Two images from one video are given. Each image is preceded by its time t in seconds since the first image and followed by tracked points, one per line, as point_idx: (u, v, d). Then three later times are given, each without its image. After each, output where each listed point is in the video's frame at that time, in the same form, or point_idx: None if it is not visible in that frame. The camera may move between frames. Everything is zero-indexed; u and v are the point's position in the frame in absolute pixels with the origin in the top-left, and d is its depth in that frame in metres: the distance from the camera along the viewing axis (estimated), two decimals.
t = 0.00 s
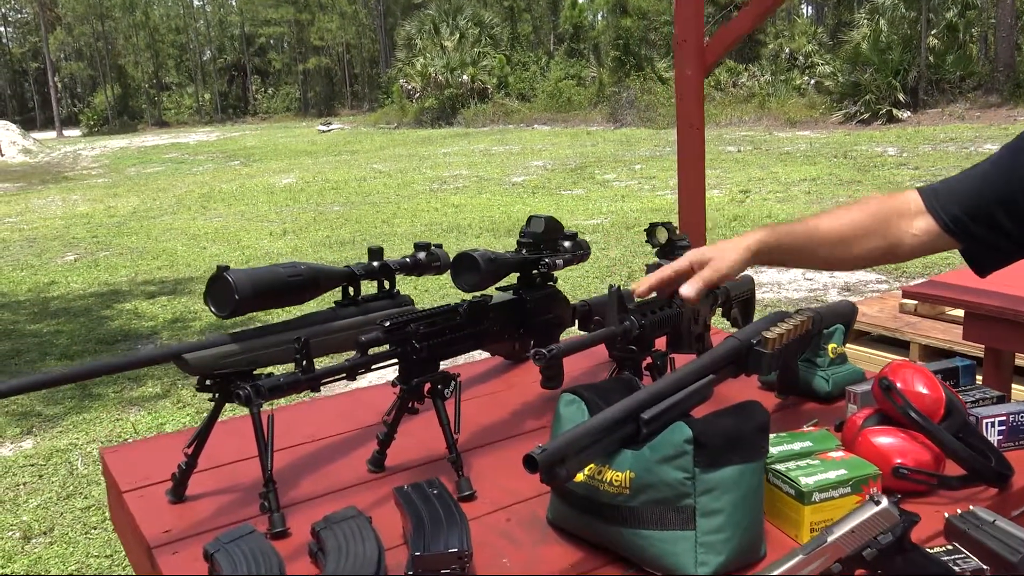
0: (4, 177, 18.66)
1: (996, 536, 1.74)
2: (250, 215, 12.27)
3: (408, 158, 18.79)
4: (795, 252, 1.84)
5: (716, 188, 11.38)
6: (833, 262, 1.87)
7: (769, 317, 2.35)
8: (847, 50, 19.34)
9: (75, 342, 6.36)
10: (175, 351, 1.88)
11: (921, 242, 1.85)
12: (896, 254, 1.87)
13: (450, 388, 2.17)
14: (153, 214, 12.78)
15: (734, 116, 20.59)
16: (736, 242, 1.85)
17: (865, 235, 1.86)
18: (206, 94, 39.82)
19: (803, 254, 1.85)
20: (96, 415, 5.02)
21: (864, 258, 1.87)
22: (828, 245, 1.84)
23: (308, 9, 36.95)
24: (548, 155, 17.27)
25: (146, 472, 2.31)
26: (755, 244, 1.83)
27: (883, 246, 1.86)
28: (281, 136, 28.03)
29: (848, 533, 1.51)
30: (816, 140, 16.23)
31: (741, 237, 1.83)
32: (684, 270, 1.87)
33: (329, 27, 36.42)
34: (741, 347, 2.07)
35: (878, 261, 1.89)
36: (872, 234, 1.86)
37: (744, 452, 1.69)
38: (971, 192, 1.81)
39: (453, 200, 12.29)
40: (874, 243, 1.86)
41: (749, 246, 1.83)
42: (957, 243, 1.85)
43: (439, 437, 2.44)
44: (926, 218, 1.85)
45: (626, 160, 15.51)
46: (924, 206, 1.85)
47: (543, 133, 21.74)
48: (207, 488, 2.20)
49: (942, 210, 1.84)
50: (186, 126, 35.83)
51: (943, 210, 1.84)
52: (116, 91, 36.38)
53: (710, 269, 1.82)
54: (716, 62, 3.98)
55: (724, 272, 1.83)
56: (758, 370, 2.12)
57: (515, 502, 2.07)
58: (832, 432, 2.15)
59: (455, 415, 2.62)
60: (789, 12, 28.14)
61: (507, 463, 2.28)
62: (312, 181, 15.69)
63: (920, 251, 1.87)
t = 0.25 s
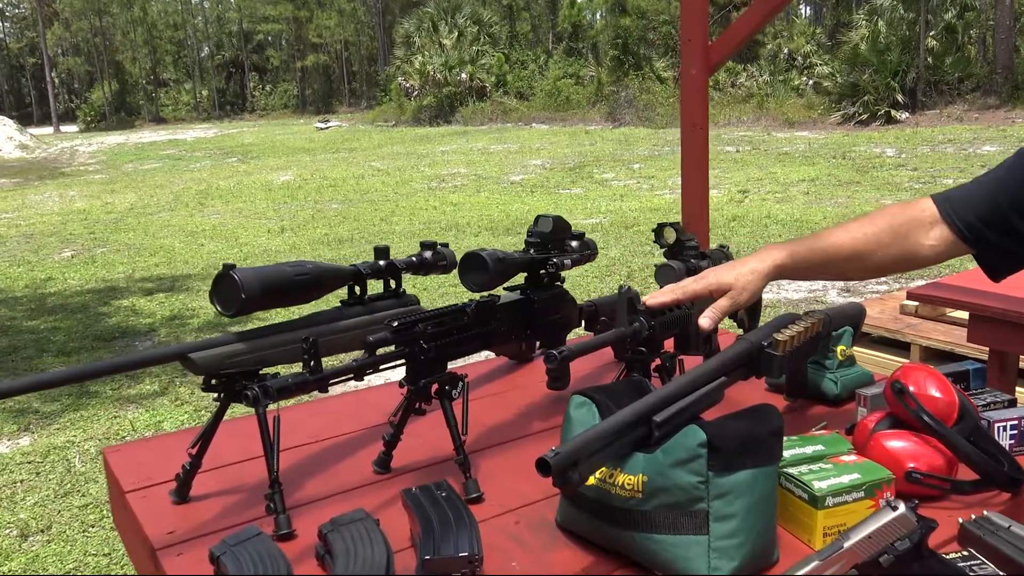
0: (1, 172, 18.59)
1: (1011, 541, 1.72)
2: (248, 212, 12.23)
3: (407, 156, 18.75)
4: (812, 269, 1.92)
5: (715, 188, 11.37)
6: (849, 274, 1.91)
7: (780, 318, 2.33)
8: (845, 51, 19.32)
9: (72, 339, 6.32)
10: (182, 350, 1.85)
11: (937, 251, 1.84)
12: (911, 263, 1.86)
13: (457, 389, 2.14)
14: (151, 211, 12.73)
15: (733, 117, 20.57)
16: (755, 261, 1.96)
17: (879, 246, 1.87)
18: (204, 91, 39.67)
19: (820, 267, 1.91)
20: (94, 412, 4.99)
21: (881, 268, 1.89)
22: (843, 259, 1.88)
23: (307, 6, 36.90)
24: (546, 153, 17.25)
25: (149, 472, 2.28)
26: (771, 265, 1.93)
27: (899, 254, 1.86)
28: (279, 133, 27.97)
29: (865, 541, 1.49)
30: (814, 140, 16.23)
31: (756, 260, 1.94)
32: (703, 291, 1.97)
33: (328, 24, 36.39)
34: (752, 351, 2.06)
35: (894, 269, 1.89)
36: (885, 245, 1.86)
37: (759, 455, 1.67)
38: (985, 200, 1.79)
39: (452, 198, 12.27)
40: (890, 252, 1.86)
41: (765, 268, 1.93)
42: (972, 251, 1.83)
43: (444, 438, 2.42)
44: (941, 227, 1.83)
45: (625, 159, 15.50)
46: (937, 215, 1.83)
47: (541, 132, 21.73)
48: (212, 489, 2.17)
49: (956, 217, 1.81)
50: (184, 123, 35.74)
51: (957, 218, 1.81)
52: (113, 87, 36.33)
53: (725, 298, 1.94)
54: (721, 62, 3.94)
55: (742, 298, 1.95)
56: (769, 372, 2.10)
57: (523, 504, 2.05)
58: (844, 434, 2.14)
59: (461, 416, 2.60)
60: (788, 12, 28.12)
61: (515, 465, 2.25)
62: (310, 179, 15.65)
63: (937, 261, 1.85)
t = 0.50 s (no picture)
0: None
1: None
2: (245, 211, 12.19)
3: (404, 155, 18.71)
4: (818, 261, 1.87)
5: (712, 188, 11.36)
6: (854, 270, 1.88)
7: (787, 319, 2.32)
8: (842, 52, 19.31)
9: (68, 338, 6.28)
10: (187, 350, 1.83)
11: (944, 251, 1.83)
12: (918, 260, 1.86)
13: (464, 390, 2.12)
14: (146, 209, 12.68)
15: (729, 117, 20.56)
16: (759, 255, 1.89)
17: (887, 242, 1.85)
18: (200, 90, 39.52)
19: (827, 262, 1.88)
20: (91, 412, 4.95)
21: (886, 265, 1.88)
22: (849, 255, 1.86)
23: (303, 4, 36.82)
24: (543, 153, 17.24)
25: (151, 473, 2.26)
26: (775, 261, 1.87)
27: (906, 251, 1.85)
28: (275, 132, 27.89)
29: (879, 544, 1.48)
30: (811, 141, 16.23)
31: (761, 254, 1.87)
32: (707, 286, 1.89)
33: (324, 22, 36.36)
34: (760, 352, 2.04)
35: (903, 265, 1.88)
36: (891, 242, 1.85)
37: (770, 457, 1.66)
38: (996, 199, 1.78)
39: (448, 197, 12.25)
40: (896, 249, 1.85)
41: (769, 264, 1.87)
42: (983, 249, 1.82)
43: (449, 440, 2.40)
44: (950, 226, 1.82)
45: (622, 159, 15.47)
46: (948, 213, 1.83)
47: (538, 131, 21.69)
48: (215, 491, 2.15)
49: (966, 217, 1.81)
50: (179, 121, 35.62)
51: (968, 217, 1.80)
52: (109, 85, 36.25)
53: (729, 292, 1.87)
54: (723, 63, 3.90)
55: (747, 293, 1.88)
56: (777, 373, 2.09)
57: (530, 506, 2.03)
58: (852, 437, 2.13)
59: (466, 416, 2.58)
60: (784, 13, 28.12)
61: (520, 467, 2.24)
62: (306, 178, 15.60)
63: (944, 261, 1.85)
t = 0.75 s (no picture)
0: None
1: None
2: (233, 211, 12.13)
3: (393, 155, 18.67)
4: (816, 259, 1.83)
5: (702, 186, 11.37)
6: (852, 267, 1.85)
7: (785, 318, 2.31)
8: (829, 50, 19.38)
9: (56, 340, 6.21)
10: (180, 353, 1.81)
11: (942, 247, 1.81)
12: (916, 257, 1.83)
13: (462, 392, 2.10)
14: (134, 211, 12.59)
15: (718, 115, 20.57)
16: (756, 252, 1.86)
17: (884, 240, 1.82)
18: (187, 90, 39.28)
19: (824, 259, 1.83)
20: (80, 415, 4.90)
21: (883, 263, 1.85)
22: (850, 251, 1.82)
23: (291, 4, 36.72)
24: (533, 152, 17.22)
25: (144, 478, 2.23)
26: (773, 257, 1.83)
27: (903, 248, 1.82)
28: (263, 132, 27.78)
29: (886, 545, 1.48)
30: (800, 139, 16.29)
31: (758, 251, 1.84)
32: (705, 283, 1.87)
33: (312, 22, 36.26)
34: (760, 351, 2.03)
35: (900, 264, 1.85)
36: (890, 238, 1.82)
37: (773, 457, 1.64)
38: (994, 197, 1.76)
39: (438, 197, 12.22)
40: (895, 246, 1.82)
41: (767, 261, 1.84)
42: (981, 246, 1.80)
43: (446, 442, 2.37)
44: (948, 222, 1.80)
45: (611, 158, 15.48)
46: (945, 210, 1.81)
47: (527, 130, 21.67)
48: (209, 495, 2.12)
49: (965, 213, 1.79)
50: (167, 121, 35.41)
51: (967, 214, 1.79)
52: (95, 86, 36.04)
53: (727, 288, 1.84)
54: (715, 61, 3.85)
55: (745, 290, 1.85)
56: (776, 372, 2.08)
57: (529, 508, 2.01)
58: (852, 435, 2.12)
59: (463, 418, 2.56)
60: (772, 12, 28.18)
61: (518, 469, 2.22)
62: (295, 178, 15.53)
63: (943, 257, 1.83)
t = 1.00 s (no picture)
0: None
1: None
2: (221, 210, 12.04)
3: (381, 153, 18.60)
4: (812, 244, 1.78)
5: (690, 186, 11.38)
6: (847, 255, 1.81)
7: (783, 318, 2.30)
8: (817, 51, 19.44)
9: (41, 339, 6.13)
10: (174, 352, 1.78)
11: (939, 235, 1.79)
12: (913, 245, 1.80)
13: (458, 391, 2.07)
14: (120, 208, 12.48)
15: (706, 115, 20.58)
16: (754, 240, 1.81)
17: (882, 227, 1.79)
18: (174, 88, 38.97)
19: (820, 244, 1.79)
20: (66, 414, 4.84)
21: (878, 253, 1.81)
22: (847, 240, 1.79)
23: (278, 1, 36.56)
24: (522, 151, 17.18)
25: (134, 478, 2.19)
26: (770, 243, 1.78)
27: (901, 236, 1.80)
28: (251, 131, 27.64)
29: (890, 546, 1.50)
30: (788, 139, 16.34)
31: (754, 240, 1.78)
32: (703, 278, 1.82)
33: (300, 20, 36.15)
34: (759, 350, 2.02)
35: (897, 254, 1.82)
36: (887, 227, 1.79)
37: (775, 458, 1.62)
38: (991, 187, 1.76)
39: (427, 196, 12.18)
40: (892, 233, 1.80)
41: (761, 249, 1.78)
42: (977, 236, 1.79)
43: (441, 441, 2.35)
44: (945, 211, 1.79)
45: (600, 157, 15.47)
46: (943, 200, 1.79)
47: (515, 129, 21.62)
48: (201, 497, 2.08)
49: (962, 204, 1.77)
50: (153, 119, 35.11)
51: (964, 203, 1.77)
52: (81, 83, 35.76)
53: (727, 281, 1.76)
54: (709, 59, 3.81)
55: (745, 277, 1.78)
56: (775, 372, 2.07)
57: (527, 509, 1.99)
58: (852, 435, 2.11)
59: (458, 417, 2.53)
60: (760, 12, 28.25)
61: (515, 469, 2.19)
62: (283, 176, 15.43)
63: (938, 248, 1.80)
